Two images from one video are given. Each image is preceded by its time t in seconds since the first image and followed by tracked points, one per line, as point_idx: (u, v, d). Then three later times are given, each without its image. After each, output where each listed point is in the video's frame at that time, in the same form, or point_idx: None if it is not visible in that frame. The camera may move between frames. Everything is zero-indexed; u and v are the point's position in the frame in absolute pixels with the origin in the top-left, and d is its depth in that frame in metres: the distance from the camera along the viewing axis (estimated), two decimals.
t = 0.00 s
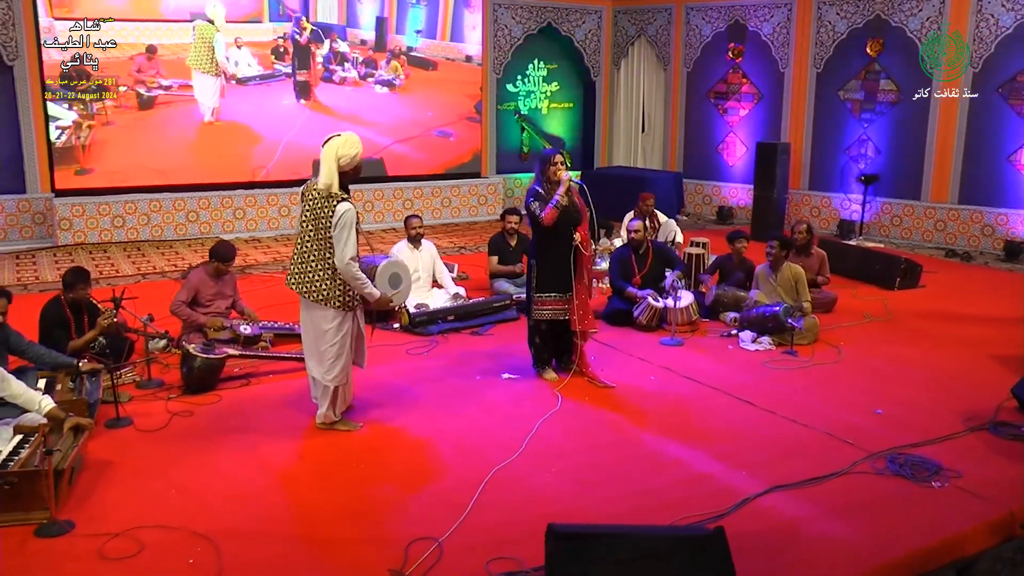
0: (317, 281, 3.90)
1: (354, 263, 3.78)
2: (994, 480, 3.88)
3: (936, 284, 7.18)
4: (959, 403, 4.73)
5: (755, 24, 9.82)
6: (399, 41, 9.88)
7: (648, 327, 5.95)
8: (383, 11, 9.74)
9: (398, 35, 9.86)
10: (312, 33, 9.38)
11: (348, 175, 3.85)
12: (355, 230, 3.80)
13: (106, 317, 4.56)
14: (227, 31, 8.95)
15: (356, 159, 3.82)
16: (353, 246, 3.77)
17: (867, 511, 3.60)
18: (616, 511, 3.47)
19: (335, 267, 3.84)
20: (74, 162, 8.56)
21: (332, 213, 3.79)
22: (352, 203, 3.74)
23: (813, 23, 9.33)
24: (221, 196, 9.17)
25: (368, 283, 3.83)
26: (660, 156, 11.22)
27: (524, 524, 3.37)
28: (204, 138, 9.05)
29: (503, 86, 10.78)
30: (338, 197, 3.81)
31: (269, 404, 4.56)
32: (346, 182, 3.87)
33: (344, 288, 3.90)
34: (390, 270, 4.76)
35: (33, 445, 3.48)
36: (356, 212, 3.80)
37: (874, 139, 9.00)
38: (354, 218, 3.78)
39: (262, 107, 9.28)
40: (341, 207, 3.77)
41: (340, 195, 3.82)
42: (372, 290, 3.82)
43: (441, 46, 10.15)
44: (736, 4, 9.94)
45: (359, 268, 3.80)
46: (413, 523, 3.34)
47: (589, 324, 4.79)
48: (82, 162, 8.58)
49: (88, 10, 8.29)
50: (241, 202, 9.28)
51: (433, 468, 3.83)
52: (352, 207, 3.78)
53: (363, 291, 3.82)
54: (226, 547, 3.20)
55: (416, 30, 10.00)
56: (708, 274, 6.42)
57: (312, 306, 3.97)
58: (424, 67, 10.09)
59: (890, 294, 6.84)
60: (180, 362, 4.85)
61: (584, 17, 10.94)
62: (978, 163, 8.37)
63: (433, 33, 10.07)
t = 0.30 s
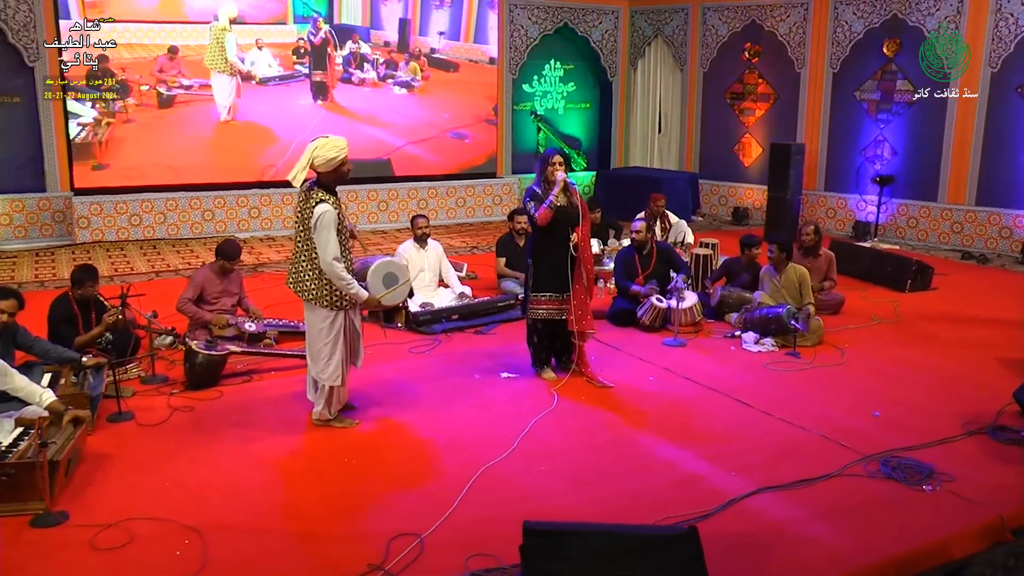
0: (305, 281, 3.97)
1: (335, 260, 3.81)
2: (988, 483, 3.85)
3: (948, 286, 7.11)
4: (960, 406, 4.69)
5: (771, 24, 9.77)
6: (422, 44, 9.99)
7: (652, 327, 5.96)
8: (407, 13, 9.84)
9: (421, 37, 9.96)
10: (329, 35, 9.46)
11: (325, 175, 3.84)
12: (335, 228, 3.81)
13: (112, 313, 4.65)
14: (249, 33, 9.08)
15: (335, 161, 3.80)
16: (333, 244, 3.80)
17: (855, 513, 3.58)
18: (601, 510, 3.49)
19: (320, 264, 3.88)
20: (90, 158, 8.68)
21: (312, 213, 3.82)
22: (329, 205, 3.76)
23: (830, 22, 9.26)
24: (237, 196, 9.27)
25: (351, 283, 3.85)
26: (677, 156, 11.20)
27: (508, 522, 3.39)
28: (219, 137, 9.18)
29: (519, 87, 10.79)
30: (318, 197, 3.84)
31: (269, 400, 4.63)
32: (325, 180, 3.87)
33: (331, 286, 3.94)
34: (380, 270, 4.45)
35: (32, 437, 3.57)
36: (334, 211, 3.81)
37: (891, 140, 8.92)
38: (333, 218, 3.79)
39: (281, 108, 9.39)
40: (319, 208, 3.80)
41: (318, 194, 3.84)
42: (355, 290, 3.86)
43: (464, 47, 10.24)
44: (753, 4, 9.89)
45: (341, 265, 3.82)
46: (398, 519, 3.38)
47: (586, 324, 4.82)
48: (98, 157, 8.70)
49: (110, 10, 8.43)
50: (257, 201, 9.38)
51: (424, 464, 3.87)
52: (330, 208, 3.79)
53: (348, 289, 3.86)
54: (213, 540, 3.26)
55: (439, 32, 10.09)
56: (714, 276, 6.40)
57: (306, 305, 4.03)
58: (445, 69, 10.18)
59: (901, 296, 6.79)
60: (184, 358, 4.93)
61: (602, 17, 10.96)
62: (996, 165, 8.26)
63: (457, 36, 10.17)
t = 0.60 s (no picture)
0: (298, 273, 4.03)
1: (316, 251, 3.81)
2: (976, 485, 3.83)
3: (956, 288, 7.06)
4: (956, 409, 4.67)
5: (784, 24, 9.74)
6: (440, 45, 10.08)
7: (652, 327, 5.97)
8: (425, 15, 9.93)
9: (439, 39, 10.05)
10: (342, 36, 9.55)
11: (310, 171, 3.85)
12: (318, 219, 3.81)
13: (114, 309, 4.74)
14: (265, 35, 9.20)
15: (313, 155, 3.79)
16: (314, 235, 3.80)
17: (838, 512, 3.59)
18: (583, 507, 3.52)
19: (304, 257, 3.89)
20: (103, 153, 8.80)
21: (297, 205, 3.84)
22: (310, 198, 3.77)
23: (842, 22, 9.21)
24: (250, 195, 9.44)
25: (331, 277, 3.84)
26: (690, 156, 11.21)
27: (489, 517, 3.44)
28: (231, 136, 9.29)
29: (532, 87, 10.83)
30: (305, 189, 3.86)
31: (266, 396, 4.71)
32: (315, 177, 3.87)
33: (315, 279, 3.94)
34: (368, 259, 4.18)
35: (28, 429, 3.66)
36: (317, 203, 3.81)
37: (903, 140, 8.85)
38: (315, 210, 3.79)
39: (293, 109, 9.49)
40: (303, 200, 3.81)
41: (303, 189, 3.85)
42: (335, 283, 3.85)
43: (483, 48, 10.34)
44: (766, 4, 9.86)
45: (322, 256, 3.82)
46: (380, 513, 3.43)
47: (580, 322, 4.86)
48: (111, 153, 8.81)
49: (134, 11, 8.62)
50: (269, 200, 9.54)
51: (411, 460, 3.92)
52: (313, 199, 3.80)
53: (326, 282, 3.84)
54: (199, 531, 3.34)
55: (456, 33, 10.18)
56: (716, 276, 6.42)
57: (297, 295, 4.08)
58: (461, 71, 10.26)
59: (907, 297, 6.75)
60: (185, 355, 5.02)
61: (615, 17, 11.00)
62: (1009, 165, 8.18)
63: (475, 37, 10.26)
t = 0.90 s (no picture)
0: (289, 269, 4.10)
1: (292, 250, 3.88)
2: (960, 485, 3.84)
3: (961, 289, 7.02)
4: (948, 409, 4.66)
5: (794, 24, 9.71)
6: (454, 47, 10.18)
7: (650, 326, 5.99)
8: (439, 16, 10.02)
9: (453, 40, 10.14)
10: (351, 38, 9.65)
11: (300, 172, 3.90)
12: (297, 219, 3.87)
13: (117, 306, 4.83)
14: (277, 36, 9.34)
15: (302, 159, 3.84)
16: (292, 234, 3.87)
17: (817, 510, 3.60)
18: (562, 503, 3.56)
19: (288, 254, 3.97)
20: (113, 149, 8.94)
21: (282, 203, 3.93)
22: (291, 199, 3.84)
23: (852, 22, 9.18)
24: (260, 195, 9.59)
25: (307, 276, 3.89)
26: (699, 156, 11.23)
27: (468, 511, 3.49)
28: (240, 135, 9.41)
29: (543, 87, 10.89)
30: (291, 188, 3.93)
31: (262, 391, 4.80)
32: (303, 179, 3.93)
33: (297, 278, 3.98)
34: (352, 260, 4.12)
35: (23, 421, 3.77)
36: (298, 203, 3.87)
37: (912, 140, 8.81)
38: (295, 210, 3.86)
39: (302, 109, 9.59)
40: (285, 199, 3.88)
41: (291, 189, 3.92)
42: (311, 282, 3.89)
43: (499, 49, 10.43)
44: (776, 4, 9.84)
45: (298, 255, 3.88)
46: (361, 507, 3.50)
47: (573, 321, 4.92)
48: (121, 149, 8.96)
49: (152, 12, 8.80)
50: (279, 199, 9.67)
51: (398, 455, 3.99)
52: (292, 200, 3.86)
53: (301, 280, 3.89)
54: (184, 521, 3.42)
55: (472, 34, 10.27)
56: (716, 276, 6.44)
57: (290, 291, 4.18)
58: (474, 72, 10.34)
59: (910, 298, 6.73)
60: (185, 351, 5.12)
61: (625, 18, 11.03)
62: (1020, 166, 8.10)
63: (490, 38, 10.35)
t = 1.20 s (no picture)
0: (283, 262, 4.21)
1: (276, 245, 3.98)
2: (941, 484, 3.85)
3: (964, 290, 7.00)
4: (937, 410, 4.67)
5: (804, 24, 9.70)
6: (467, 47, 10.28)
7: (646, 325, 6.02)
8: (453, 17, 10.14)
9: (467, 40, 10.25)
10: (360, 38, 9.76)
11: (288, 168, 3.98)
12: (282, 214, 3.97)
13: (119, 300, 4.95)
14: (288, 37, 9.47)
15: (287, 155, 3.90)
16: (277, 228, 3.97)
17: (795, 507, 3.64)
18: (541, 498, 3.62)
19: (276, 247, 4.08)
20: (125, 143, 9.11)
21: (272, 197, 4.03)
22: (277, 195, 3.93)
23: (861, 22, 9.15)
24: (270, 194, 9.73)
25: (288, 270, 3.98)
26: (709, 156, 11.24)
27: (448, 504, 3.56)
28: (248, 133, 9.53)
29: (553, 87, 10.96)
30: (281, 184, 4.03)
31: (259, 386, 4.90)
32: (293, 174, 4.02)
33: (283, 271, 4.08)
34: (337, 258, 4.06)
35: (21, 412, 3.87)
36: (284, 199, 3.97)
37: (921, 141, 8.77)
38: (281, 206, 3.96)
39: (311, 109, 9.71)
40: (272, 194, 3.98)
41: (279, 184, 4.01)
42: (290, 276, 3.98)
43: (511, 50, 10.49)
44: (785, 3, 9.84)
45: (280, 250, 3.98)
46: (344, 499, 3.58)
47: (566, 319, 4.98)
48: (131, 144, 9.12)
49: (170, 13, 9.00)
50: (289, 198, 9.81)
51: (384, 450, 4.07)
52: (279, 195, 3.96)
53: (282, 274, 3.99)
54: (172, 510, 3.52)
55: (485, 35, 10.36)
56: (715, 275, 6.47)
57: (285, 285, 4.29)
58: (486, 72, 10.43)
59: (911, 299, 6.72)
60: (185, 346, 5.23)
61: (636, 18, 11.07)
62: None
63: (503, 39, 10.43)
